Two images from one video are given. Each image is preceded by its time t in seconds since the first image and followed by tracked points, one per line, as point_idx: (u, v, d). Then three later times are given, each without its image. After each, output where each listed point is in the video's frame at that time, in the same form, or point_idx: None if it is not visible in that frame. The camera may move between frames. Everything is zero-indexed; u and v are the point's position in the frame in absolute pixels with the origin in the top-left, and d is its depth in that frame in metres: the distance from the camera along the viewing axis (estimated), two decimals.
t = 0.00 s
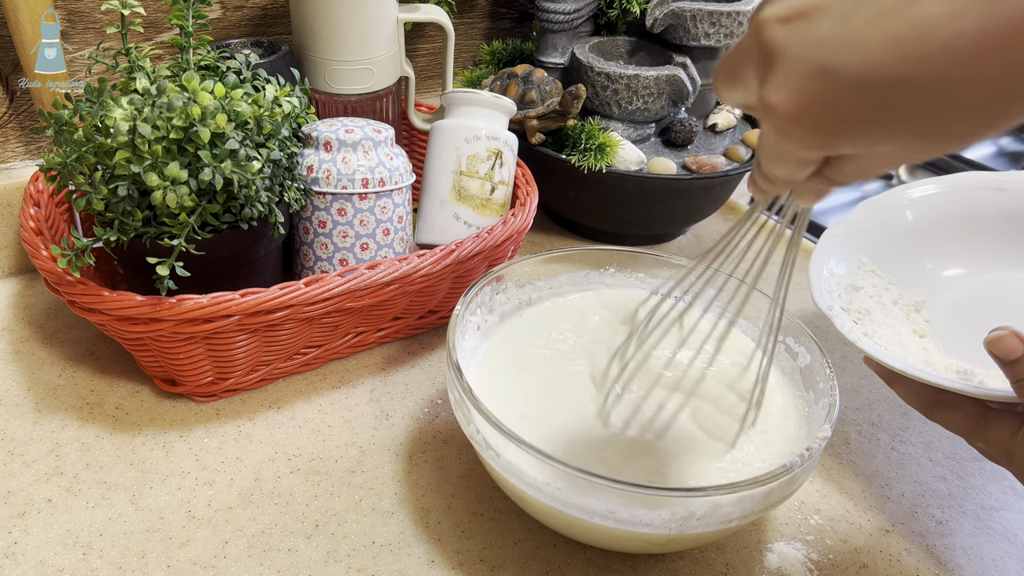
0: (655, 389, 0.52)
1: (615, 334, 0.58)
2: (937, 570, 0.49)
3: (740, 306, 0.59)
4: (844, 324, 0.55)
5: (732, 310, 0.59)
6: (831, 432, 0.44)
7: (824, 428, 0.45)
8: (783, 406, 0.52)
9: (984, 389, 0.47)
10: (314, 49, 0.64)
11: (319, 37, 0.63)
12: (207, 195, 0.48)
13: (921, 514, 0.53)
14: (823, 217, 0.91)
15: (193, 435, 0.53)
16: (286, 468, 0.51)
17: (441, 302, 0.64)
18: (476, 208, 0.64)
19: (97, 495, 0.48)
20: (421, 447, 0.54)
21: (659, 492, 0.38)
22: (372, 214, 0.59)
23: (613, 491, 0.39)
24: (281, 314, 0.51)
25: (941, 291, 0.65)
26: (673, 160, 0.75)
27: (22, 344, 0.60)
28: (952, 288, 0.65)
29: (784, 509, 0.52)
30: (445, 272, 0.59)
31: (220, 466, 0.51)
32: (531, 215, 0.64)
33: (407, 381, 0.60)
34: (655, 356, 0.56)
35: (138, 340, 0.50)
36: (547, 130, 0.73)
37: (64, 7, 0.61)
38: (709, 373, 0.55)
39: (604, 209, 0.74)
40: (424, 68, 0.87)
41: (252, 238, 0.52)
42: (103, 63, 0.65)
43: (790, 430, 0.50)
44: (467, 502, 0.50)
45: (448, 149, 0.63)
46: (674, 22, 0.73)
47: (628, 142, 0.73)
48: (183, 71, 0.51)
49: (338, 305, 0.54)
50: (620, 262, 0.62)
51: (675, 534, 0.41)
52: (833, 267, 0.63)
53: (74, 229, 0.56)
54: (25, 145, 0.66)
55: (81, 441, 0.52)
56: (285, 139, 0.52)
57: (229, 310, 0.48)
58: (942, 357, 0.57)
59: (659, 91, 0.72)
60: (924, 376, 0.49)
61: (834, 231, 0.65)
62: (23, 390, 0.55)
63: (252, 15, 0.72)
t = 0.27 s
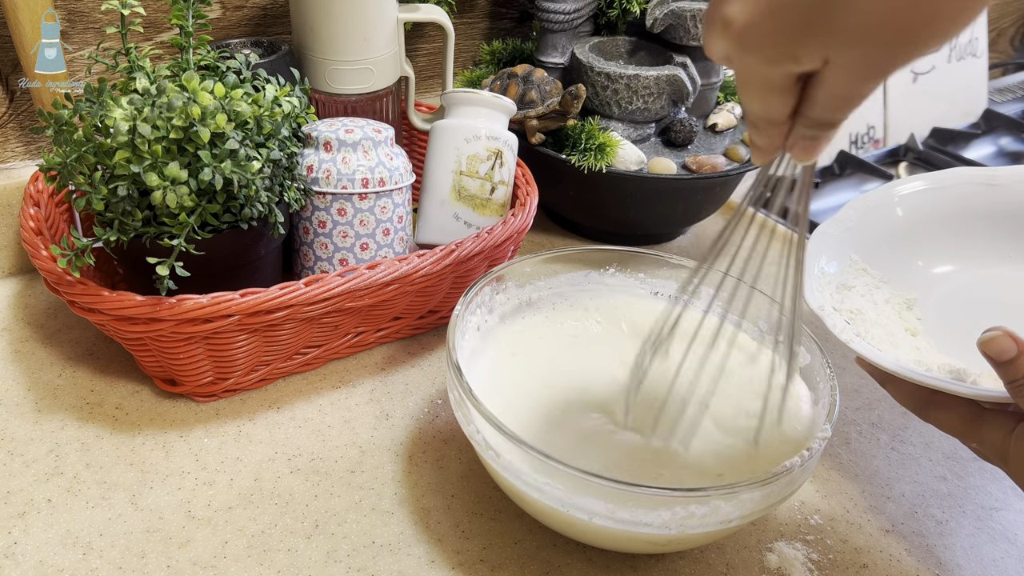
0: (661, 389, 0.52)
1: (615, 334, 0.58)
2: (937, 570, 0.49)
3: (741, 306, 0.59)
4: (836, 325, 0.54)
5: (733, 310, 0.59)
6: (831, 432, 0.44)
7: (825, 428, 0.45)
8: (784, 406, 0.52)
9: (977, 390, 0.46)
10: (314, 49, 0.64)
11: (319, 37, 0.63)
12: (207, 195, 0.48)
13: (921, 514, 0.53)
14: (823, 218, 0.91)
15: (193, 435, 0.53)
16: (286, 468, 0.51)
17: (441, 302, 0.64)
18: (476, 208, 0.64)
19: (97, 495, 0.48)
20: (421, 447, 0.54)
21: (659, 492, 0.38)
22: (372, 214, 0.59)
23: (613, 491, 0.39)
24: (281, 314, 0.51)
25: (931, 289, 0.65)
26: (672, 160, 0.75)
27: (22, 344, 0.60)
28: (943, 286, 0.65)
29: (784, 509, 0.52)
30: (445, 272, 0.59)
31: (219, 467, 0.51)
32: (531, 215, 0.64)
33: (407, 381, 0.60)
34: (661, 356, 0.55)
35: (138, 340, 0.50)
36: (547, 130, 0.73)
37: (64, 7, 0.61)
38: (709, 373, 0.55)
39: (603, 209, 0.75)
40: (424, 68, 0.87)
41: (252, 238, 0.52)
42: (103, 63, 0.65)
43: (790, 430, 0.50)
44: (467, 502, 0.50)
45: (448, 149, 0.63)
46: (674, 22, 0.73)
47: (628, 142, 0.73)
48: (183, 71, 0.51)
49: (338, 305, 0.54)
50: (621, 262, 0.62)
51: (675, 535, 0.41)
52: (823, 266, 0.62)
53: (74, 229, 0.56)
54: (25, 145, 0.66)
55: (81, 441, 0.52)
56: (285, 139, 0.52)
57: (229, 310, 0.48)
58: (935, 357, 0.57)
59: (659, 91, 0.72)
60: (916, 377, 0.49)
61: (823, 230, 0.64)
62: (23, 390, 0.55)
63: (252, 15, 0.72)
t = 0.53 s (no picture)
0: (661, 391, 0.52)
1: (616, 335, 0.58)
2: (937, 571, 0.49)
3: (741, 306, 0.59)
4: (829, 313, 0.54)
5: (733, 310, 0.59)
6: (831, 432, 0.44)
7: (825, 428, 0.45)
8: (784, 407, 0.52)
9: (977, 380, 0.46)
10: (314, 49, 0.64)
11: (319, 37, 0.63)
12: (207, 195, 0.48)
13: (921, 514, 0.53)
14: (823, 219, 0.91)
15: (193, 435, 0.53)
16: (286, 469, 0.51)
17: (441, 302, 0.64)
18: (476, 208, 0.64)
19: (97, 495, 0.48)
20: (422, 447, 0.54)
21: (659, 493, 0.38)
22: (372, 214, 0.59)
23: (612, 491, 0.39)
24: (281, 314, 0.51)
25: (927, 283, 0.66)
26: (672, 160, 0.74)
27: (22, 344, 0.60)
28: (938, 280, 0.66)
29: (784, 509, 0.52)
30: (445, 272, 0.59)
31: (220, 467, 0.51)
32: (531, 215, 0.64)
33: (408, 381, 0.60)
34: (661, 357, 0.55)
35: (138, 340, 0.50)
36: (547, 130, 0.73)
37: (64, 7, 0.61)
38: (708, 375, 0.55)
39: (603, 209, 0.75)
40: (424, 68, 0.87)
41: (252, 238, 0.52)
42: (103, 63, 0.65)
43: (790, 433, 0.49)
44: (467, 502, 0.50)
45: (448, 149, 0.63)
46: (674, 22, 0.73)
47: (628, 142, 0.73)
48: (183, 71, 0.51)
49: (338, 305, 0.54)
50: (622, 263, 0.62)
51: (674, 535, 0.41)
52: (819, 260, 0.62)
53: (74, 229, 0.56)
54: (25, 145, 0.66)
55: (81, 441, 0.52)
56: (285, 139, 0.52)
57: (229, 310, 0.48)
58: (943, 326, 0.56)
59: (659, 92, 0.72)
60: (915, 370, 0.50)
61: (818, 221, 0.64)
62: (23, 390, 0.55)
63: (252, 15, 0.72)
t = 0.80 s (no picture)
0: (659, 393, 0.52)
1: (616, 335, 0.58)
2: (937, 570, 0.49)
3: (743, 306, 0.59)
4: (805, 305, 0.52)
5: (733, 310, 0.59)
6: (831, 432, 0.44)
7: (825, 427, 0.45)
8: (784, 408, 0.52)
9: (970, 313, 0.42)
10: (314, 49, 0.64)
11: (318, 37, 0.63)
12: (207, 195, 0.48)
13: (921, 514, 0.53)
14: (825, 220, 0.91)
15: (193, 435, 0.53)
16: (286, 469, 0.51)
17: (441, 302, 0.64)
18: (476, 208, 0.64)
19: (96, 495, 0.48)
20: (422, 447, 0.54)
21: (659, 493, 0.38)
22: (372, 214, 0.59)
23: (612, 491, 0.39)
24: (281, 314, 0.51)
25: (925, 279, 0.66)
26: (672, 160, 0.74)
27: (22, 344, 0.60)
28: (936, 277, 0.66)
29: (784, 509, 0.52)
30: (445, 272, 0.59)
31: (220, 467, 0.51)
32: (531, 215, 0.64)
33: (408, 381, 0.60)
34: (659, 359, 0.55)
35: (138, 340, 0.50)
36: (547, 130, 0.73)
37: (64, 7, 0.61)
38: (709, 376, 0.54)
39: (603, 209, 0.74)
40: (424, 68, 0.87)
41: (252, 238, 0.52)
42: (103, 63, 0.65)
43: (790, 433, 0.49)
44: (467, 502, 0.50)
45: (448, 150, 0.63)
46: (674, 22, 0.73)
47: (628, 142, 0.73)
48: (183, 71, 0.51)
49: (339, 305, 0.54)
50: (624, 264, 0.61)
51: (675, 535, 0.41)
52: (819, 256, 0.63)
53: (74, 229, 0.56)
54: (25, 145, 0.66)
55: (81, 441, 0.52)
56: (285, 139, 0.52)
57: (229, 310, 0.48)
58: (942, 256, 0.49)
59: (659, 92, 0.72)
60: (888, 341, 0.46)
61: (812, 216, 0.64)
62: (23, 390, 0.55)
63: (252, 15, 0.72)
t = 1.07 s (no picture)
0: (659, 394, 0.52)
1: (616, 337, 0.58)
2: (937, 570, 0.49)
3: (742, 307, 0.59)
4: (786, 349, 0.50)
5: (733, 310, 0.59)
6: (831, 432, 0.44)
7: (825, 428, 0.45)
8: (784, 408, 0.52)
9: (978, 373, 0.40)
10: (314, 49, 0.64)
11: (318, 37, 0.63)
12: (207, 195, 0.48)
13: (921, 514, 0.53)
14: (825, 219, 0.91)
15: (193, 435, 0.53)
16: (286, 468, 0.51)
17: (440, 302, 0.64)
18: (476, 208, 0.64)
19: (97, 495, 0.48)
20: (422, 447, 0.54)
21: (659, 492, 0.38)
22: (372, 214, 0.59)
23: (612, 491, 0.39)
24: (281, 314, 0.51)
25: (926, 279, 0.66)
26: (673, 160, 0.74)
27: (22, 344, 0.60)
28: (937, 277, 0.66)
29: (784, 509, 0.52)
30: (445, 272, 0.59)
31: (219, 467, 0.51)
32: (531, 214, 0.64)
33: (407, 381, 0.60)
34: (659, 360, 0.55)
35: (138, 340, 0.50)
36: (546, 130, 0.73)
37: (64, 7, 0.61)
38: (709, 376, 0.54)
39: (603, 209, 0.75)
40: (424, 68, 0.87)
41: (252, 238, 0.52)
42: (103, 63, 0.65)
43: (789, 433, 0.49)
44: (467, 502, 0.50)
45: (448, 150, 0.63)
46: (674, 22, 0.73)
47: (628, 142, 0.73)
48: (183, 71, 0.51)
49: (338, 305, 0.54)
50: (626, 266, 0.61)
51: (675, 535, 0.41)
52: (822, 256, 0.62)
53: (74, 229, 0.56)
54: (25, 145, 0.66)
55: (81, 441, 0.52)
56: (285, 139, 0.52)
57: (229, 310, 0.48)
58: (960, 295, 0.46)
59: (659, 92, 0.72)
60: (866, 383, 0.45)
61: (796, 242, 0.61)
62: (23, 389, 0.55)
63: (252, 15, 0.72)
